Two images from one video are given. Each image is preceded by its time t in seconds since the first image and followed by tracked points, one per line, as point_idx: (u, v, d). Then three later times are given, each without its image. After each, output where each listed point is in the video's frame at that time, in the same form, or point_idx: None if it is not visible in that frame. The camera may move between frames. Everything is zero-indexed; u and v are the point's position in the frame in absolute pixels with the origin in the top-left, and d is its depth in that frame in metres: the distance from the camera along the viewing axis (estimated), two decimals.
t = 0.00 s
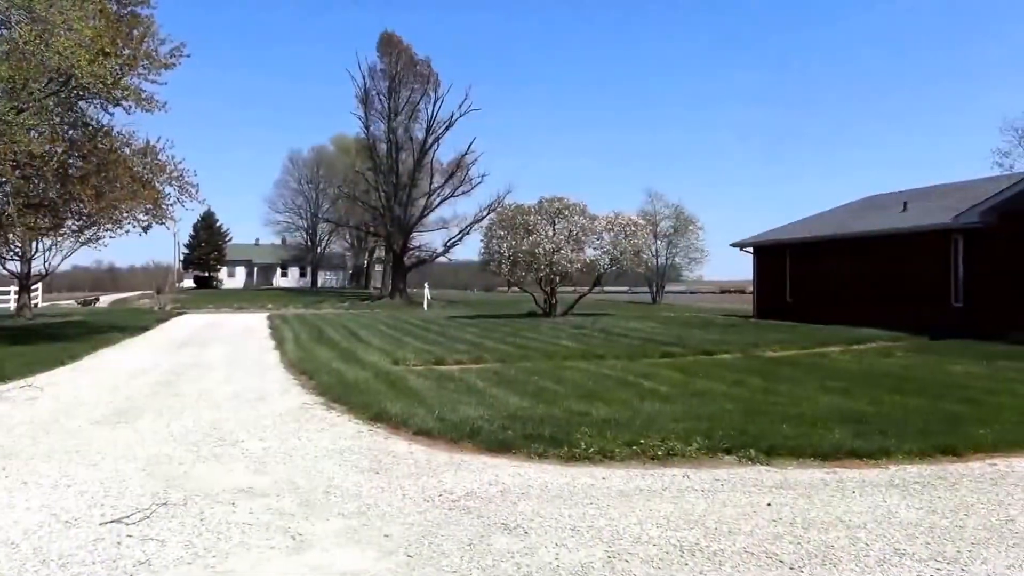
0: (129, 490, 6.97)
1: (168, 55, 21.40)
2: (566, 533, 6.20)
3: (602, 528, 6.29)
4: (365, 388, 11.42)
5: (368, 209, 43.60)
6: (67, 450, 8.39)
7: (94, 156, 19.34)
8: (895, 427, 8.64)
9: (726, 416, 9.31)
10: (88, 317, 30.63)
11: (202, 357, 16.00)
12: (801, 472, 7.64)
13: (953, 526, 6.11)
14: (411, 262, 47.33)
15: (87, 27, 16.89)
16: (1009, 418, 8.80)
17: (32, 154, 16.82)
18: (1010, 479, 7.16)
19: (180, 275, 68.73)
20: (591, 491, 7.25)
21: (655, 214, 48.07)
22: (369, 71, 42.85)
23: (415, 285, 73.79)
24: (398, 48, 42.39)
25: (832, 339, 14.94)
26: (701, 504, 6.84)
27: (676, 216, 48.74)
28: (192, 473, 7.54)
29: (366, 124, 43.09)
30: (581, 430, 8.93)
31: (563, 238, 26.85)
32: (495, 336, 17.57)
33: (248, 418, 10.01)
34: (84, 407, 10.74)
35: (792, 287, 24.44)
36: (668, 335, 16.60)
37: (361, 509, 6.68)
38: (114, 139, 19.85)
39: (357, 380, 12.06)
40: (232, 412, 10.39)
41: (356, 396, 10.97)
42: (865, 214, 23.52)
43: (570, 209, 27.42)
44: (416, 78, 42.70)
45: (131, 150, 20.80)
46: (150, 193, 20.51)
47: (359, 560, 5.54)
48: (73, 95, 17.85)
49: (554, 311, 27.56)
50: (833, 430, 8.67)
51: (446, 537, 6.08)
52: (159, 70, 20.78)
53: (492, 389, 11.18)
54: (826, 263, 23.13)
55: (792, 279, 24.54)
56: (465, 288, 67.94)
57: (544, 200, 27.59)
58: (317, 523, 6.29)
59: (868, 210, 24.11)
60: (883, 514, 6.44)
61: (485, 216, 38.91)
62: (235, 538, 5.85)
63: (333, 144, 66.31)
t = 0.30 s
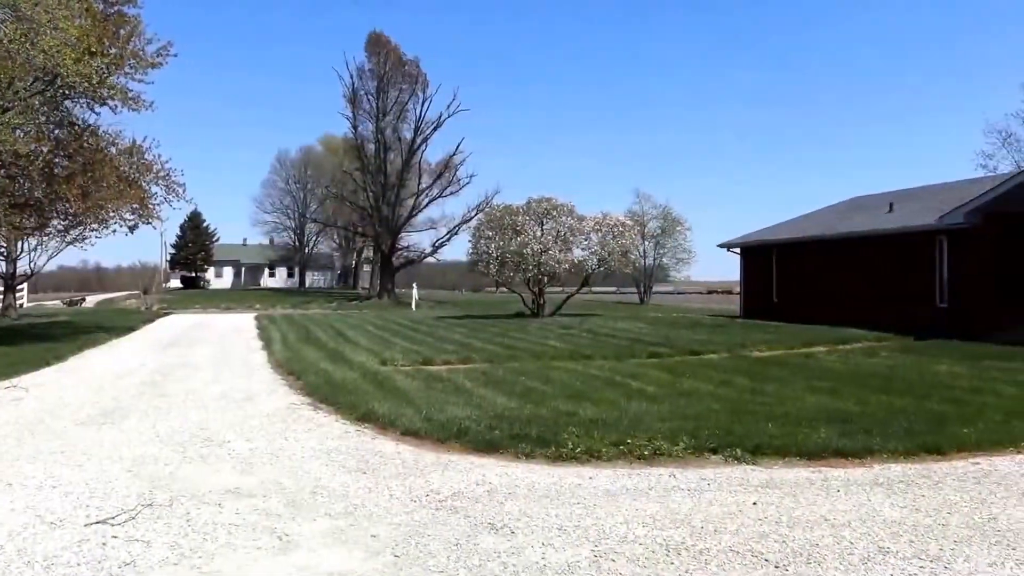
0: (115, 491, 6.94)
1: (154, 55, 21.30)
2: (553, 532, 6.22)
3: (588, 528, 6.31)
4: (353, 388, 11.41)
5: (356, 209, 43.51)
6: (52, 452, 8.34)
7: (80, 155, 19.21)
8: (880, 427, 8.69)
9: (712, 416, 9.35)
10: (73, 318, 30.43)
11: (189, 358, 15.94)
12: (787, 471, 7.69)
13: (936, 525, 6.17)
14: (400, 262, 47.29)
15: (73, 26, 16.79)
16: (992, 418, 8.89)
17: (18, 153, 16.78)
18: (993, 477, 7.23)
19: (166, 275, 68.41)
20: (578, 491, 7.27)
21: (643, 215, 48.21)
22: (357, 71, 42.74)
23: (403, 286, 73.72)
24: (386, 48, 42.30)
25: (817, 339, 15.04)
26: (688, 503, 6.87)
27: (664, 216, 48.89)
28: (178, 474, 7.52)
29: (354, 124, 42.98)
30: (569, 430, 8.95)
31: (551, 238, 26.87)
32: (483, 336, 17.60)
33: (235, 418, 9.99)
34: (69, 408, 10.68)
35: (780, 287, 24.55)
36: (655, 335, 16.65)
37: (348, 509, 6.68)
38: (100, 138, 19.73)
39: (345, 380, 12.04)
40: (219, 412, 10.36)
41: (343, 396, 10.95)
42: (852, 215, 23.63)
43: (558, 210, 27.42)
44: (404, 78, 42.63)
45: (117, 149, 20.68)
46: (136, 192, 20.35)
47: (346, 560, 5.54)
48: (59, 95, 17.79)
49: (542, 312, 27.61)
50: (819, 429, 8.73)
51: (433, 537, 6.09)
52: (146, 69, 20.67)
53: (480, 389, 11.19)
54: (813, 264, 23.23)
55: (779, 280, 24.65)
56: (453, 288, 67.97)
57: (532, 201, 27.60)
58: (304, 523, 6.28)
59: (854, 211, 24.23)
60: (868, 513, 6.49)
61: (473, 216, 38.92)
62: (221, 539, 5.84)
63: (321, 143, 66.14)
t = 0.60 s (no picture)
0: (99, 492, 6.91)
1: (140, 54, 21.21)
2: (539, 532, 6.24)
3: (574, 528, 6.33)
4: (340, 389, 11.39)
5: (344, 209, 43.39)
6: (36, 453, 8.29)
7: (65, 155, 19.11)
8: (864, 427, 8.75)
9: (699, 416, 9.38)
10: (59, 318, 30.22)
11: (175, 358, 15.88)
12: (772, 470, 7.75)
13: (919, 523, 6.22)
14: (388, 263, 47.23)
15: (59, 25, 16.71)
16: (975, 417, 8.96)
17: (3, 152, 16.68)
18: (975, 476, 7.29)
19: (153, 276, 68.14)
20: (565, 491, 7.30)
21: (631, 216, 48.32)
22: (345, 71, 42.65)
23: (390, 286, 73.62)
24: (374, 48, 42.26)
25: (803, 339, 15.13)
26: (673, 502, 6.91)
27: (652, 217, 49.00)
28: (164, 475, 7.49)
29: (342, 124, 42.86)
30: (556, 430, 8.97)
31: (539, 239, 26.92)
32: (470, 336, 17.62)
33: (222, 419, 9.97)
34: (53, 409, 10.61)
35: (766, 288, 24.68)
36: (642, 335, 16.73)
37: (335, 510, 6.68)
38: (86, 137, 19.64)
39: (332, 381, 12.03)
40: (205, 413, 10.33)
41: (330, 396, 10.94)
42: (837, 216, 23.76)
43: (546, 210, 27.45)
44: (392, 79, 42.61)
45: (103, 149, 20.58)
46: (122, 192, 20.27)
47: (333, 561, 5.54)
48: (44, 93, 17.72)
49: (530, 312, 27.65)
50: (804, 429, 8.79)
51: (420, 537, 6.09)
52: (132, 69, 20.59)
53: (466, 389, 11.21)
54: (799, 264, 23.33)
55: (766, 280, 24.78)
56: (442, 288, 68.02)
57: (519, 201, 27.60)
58: (291, 524, 6.27)
59: (840, 212, 24.36)
60: (852, 511, 6.54)
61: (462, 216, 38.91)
62: (207, 540, 5.83)
63: (309, 143, 65.97)
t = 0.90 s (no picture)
0: (85, 493, 6.88)
1: (127, 53, 21.13)
2: (525, 532, 6.25)
3: (561, 527, 6.35)
4: (327, 389, 11.38)
5: (331, 209, 43.27)
6: (20, 454, 8.25)
7: (51, 154, 19.01)
8: (848, 426, 8.81)
9: (686, 415, 9.43)
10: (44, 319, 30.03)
11: (161, 359, 15.82)
12: (757, 469, 7.80)
13: (903, 522, 6.27)
14: (376, 263, 47.15)
15: (44, 24, 16.62)
16: (958, 416, 9.04)
17: None
18: (958, 475, 7.36)
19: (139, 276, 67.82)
20: (552, 490, 7.32)
21: (618, 216, 48.41)
22: (333, 71, 42.55)
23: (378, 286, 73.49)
24: (361, 48, 42.18)
25: (789, 339, 15.21)
26: (659, 502, 6.95)
27: (639, 218, 49.09)
28: (151, 476, 7.48)
29: (330, 124, 42.74)
30: (543, 430, 8.99)
31: (527, 239, 26.95)
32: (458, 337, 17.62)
33: (208, 419, 9.94)
34: (38, 409, 10.56)
35: (753, 288, 24.79)
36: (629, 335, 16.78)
37: (321, 510, 6.67)
38: (72, 137, 19.55)
39: (319, 381, 12.02)
40: (192, 413, 10.30)
41: (317, 397, 10.92)
42: (823, 217, 23.88)
43: (534, 211, 27.47)
44: (380, 79, 42.56)
45: (89, 149, 20.48)
46: (108, 191, 20.18)
47: (320, 561, 5.54)
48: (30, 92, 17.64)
49: (518, 312, 27.68)
50: (789, 428, 8.84)
51: (407, 537, 6.10)
52: (118, 68, 20.52)
53: (454, 389, 11.22)
54: (786, 265, 23.44)
55: (753, 280, 24.90)
56: (431, 288, 68.00)
57: (507, 201, 27.59)
58: (277, 525, 6.27)
59: (825, 212, 24.50)
60: (836, 510, 6.59)
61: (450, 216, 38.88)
62: (193, 541, 5.82)
63: (297, 143, 65.77)
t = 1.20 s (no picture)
0: (69, 495, 6.85)
1: (113, 52, 21.04)
2: (512, 532, 6.27)
3: (548, 527, 6.37)
4: (315, 390, 11.37)
5: (320, 209, 43.16)
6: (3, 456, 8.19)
7: (36, 153, 18.90)
8: (834, 425, 8.86)
9: (672, 415, 9.46)
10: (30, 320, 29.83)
11: (148, 359, 15.75)
12: (743, 468, 7.84)
13: (887, 520, 6.31)
14: (365, 263, 47.07)
15: (29, 21, 16.55)
16: (942, 416, 9.10)
17: None
18: (942, 473, 7.41)
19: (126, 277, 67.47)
20: (539, 490, 7.34)
21: (607, 218, 48.47)
22: (322, 71, 42.45)
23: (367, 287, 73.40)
24: (350, 48, 42.10)
25: (775, 339, 15.30)
26: (646, 501, 6.98)
27: (628, 219, 49.17)
28: (135, 477, 7.44)
29: (318, 124, 42.64)
30: (531, 430, 9.01)
31: (515, 239, 26.99)
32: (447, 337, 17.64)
33: (195, 420, 9.91)
34: (23, 410, 10.50)
35: (740, 289, 24.90)
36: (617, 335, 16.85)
37: (307, 511, 6.66)
38: (57, 136, 19.46)
39: (307, 381, 12.00)
40: (178, 414, 10.25)
41: (305, 398, 10.90)
42: (809, 218, 24.00)
43: (523, 212, 27.49)
44: (369, 79, 42.50)
45: (75, 148, 20.38)
46: (94, 190, 20.09)
47: (305, 562, 5.54)
48: (15, 91, 17.53)
49: (507, 313, 27.69)
50: (775, 427, 8.89)
51: (394, 537, 6.11)
52: (104, 66, 20.43)
53: (442, 389, 11.23)
54: (773, 265, 23.55)
55: (740, 281, 25.00)
56: (420, 288, 67.99)
57: (496, 202, 27.60)
58: (263, 526, 6.26)
59: (812, 213, 24.61)
60: (821, 509, 6.62)
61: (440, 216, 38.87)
62: (178, 542, 5.80)
63: (285, 143, 65.58)
